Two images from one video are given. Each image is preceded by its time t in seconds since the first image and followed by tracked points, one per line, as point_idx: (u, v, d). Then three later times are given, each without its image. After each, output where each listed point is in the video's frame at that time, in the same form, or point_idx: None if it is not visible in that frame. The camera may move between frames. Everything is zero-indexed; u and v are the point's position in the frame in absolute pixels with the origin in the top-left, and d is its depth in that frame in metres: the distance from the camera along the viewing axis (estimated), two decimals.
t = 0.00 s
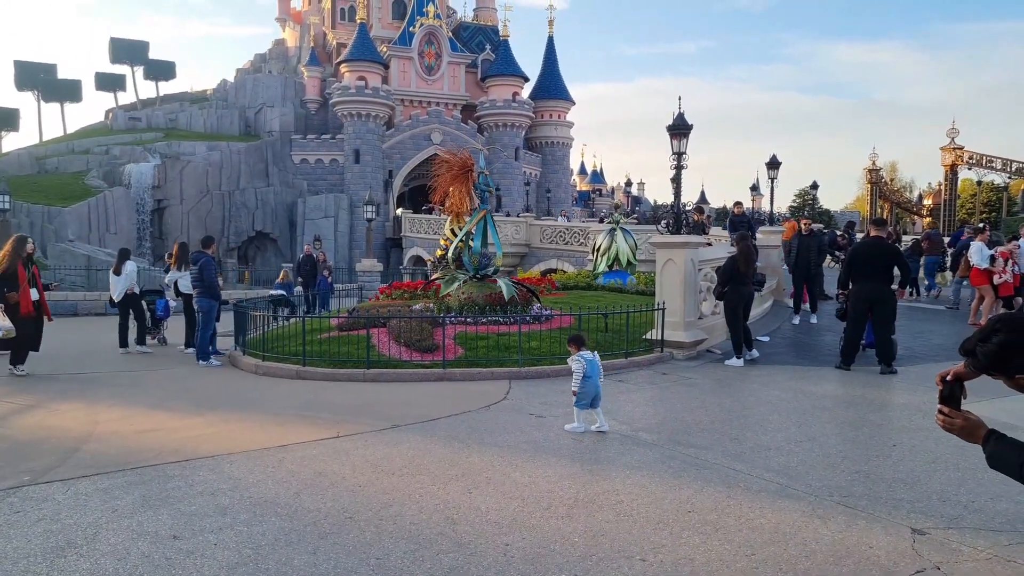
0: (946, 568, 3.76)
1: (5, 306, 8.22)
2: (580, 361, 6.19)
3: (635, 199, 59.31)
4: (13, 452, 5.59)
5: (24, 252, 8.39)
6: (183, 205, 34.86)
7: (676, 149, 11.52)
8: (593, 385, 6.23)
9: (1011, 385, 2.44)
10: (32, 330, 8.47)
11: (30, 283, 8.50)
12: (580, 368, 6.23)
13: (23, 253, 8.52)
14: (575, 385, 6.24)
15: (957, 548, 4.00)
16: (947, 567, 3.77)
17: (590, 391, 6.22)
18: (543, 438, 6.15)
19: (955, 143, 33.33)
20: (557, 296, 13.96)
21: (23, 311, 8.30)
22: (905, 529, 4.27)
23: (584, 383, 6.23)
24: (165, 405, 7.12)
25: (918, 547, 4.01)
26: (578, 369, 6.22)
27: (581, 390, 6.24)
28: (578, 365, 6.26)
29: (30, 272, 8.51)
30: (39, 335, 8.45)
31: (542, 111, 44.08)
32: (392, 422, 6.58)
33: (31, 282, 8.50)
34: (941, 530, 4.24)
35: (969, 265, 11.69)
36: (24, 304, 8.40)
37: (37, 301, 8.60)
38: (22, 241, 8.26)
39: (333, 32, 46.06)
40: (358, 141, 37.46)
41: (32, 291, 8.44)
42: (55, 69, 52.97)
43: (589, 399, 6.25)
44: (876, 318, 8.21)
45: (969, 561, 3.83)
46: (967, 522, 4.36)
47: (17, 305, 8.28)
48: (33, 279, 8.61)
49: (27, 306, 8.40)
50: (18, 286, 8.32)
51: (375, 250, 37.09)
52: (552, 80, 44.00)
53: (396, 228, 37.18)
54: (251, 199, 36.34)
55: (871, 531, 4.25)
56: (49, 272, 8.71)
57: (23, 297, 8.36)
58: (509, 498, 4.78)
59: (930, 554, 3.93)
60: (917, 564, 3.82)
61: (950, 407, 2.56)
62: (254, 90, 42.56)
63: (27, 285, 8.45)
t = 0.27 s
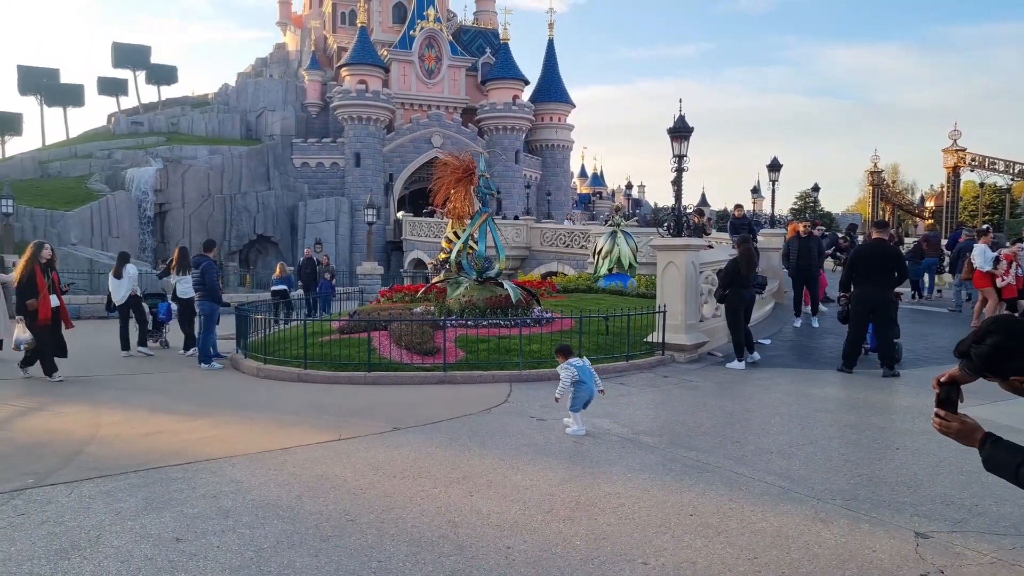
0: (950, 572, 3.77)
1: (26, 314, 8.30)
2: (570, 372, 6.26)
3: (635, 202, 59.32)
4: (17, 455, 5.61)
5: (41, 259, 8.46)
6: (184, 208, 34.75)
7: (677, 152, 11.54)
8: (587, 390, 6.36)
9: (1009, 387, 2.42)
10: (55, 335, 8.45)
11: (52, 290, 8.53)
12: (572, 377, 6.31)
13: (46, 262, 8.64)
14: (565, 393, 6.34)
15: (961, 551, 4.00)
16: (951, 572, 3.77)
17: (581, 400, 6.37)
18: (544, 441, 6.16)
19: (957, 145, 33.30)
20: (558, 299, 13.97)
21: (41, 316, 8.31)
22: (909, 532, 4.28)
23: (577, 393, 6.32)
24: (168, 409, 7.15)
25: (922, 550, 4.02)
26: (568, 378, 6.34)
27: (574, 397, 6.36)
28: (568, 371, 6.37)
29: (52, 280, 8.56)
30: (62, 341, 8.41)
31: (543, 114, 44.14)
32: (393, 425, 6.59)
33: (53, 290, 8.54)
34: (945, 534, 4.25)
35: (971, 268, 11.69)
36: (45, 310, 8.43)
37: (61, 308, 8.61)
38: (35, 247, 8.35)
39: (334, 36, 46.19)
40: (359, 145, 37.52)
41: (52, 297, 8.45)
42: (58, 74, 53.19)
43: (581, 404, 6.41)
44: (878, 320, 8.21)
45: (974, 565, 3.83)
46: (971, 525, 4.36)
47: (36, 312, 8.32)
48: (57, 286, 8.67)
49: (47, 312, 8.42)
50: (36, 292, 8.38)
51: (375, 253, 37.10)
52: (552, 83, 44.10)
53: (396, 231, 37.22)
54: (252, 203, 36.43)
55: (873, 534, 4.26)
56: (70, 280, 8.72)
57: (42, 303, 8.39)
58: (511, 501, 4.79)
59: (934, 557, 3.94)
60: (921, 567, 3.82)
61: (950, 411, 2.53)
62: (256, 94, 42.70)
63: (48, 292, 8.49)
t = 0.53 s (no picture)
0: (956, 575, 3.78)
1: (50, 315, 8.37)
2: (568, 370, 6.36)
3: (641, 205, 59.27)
4: (28, 456, 5.68)
5: (65, 260, 8.53)
6: (192, 212, 34.89)
7: (682, 155, 11.56)
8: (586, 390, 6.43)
9: (999, 390, 2.42)
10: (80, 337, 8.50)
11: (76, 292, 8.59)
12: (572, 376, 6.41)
13: (71, 262, 8.71)
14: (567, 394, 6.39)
15: (968, 556, 4.01)
16: None
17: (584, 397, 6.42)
18: (549, 444, 6.19)
19: (963, 148, 33.18)
20: (562, 301, 14.01)
21: (65, 318, 8.37)
22: (914, 536, 4.30)
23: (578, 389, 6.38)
24: (176, 410, 7.21)
25: (928, 555, 4.03)
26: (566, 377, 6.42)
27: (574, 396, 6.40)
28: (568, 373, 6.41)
29: (76, 281, 8.62)
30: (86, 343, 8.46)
31: (548, 117, 44.22)
32: (399, 427, 6.63)
33: (77, 291, 8.61)
34: (951, 538, 4.26)
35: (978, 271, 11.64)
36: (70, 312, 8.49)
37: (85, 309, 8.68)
38: (60, 248, 8.44)
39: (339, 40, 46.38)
40: (364, 148, 37.65)
41: (76, 299, 8.51)
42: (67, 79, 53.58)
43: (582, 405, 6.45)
44: (884, 323, 8.19)
45: (980, 569, 3.84)
46: (977, 530, 4.37)
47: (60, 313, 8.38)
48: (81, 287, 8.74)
49: (71, 314, 8.48)
50: (60, 294, 8.45)
51: (381, 256, 37.18)
52: (557, 87, 44.19)
53: (402, 234, 37.29)
54: (259, 206, 36.61)
55: (878, 538, 4.28)
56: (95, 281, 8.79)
57: (66, 304, 8.45)
58: (516, 503, 4.82)
59: (940, 561, 3.95)
60: (927, 571, 3.83)
61: (942, 415, 2.52)
62: (262, 98, 42.93)
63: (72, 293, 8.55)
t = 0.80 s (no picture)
0: None
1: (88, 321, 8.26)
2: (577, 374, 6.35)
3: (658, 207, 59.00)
4: (53, 457, 5.78)
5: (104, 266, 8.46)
6: (212, 216, 35.33)
7: (699, 157, 11.51)
8: (597, 395, 6.42)
9: (994, 392, 2.44)
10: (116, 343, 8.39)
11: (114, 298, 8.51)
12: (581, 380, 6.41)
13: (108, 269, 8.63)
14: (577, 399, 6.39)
15: (994, 563, 3.94)
16: None
17: (597, 401, 6.41)
18: (567, 447, 6.17)
19: (986, 148, 32.68)
20: (579, 304, 13.99)
21: (104, 324, 8.27)
22: (939, 542, 4.23)
23: (589, 393, 6.37)
24: (197, 413, 7.29)
25: (954, 561, 3.97)
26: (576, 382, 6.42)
27: (585, 401, 6.39)
28: (578, 379, 6.39)
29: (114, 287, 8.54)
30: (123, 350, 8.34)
31: (564, 120, 44.18)
32: (416, 429, 6.66)
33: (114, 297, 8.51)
34: (977, 544, 4.18)
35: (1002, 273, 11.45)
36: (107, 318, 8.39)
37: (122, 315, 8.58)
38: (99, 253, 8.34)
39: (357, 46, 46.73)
40: (381, 152, 37.85)
41: (114, 305, 8.42)
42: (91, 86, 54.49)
43: (593, 411, 6.45)
44: (905, 325, 8.07)
45: None
46: (1004, 536, 4.29)
47: (98, 319, 8.28)
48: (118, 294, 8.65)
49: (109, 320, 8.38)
50: (99, 299, 8.35)
51: (398, 259, 37.32)
52: (573, 89, 44.16)
53: (419, 237, 37.39)
54: (278, 210, 36.97)
55: (902, 543, 4.22)
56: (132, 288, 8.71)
57: (104, 310, 8.36)
58: (534, 506, 4.81)
59: (966, 567, 3.88)
60: None
61: (941, 421, 2.54)
62: (281, 103, 43.34)
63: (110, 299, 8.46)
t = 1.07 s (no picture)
0: None
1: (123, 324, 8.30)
2: (587, 374, 6.37)
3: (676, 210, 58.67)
4: (79, 460, 5.87)
5: (137, 269, 8.45)
6: (233, 221, 35.49)
7: (718, 160, 11.44)
8: (609, 397, 6.38)
9: (994, 400, 2.47)
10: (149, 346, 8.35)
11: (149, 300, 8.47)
12: (592, 381, 6.42)
13: (145, 273, 8.64)
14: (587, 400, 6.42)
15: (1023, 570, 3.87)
16: None
17: (608, 403, 6.40)
18: (586, 452, 6.16)
19: (1012, 149, 32.15)
20: (597, 308, 13.96)
21: (135, 326, 8.24)
22: (967, 549, 4.16)
23: (599, 394, 6.38)
24: (218, 416, 7.37)
25: (981, 568, 3.90)
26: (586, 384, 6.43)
27: (595, 403, 6.41)
28: (588, 380, 6.40)
29: (149, 290, 8.51)
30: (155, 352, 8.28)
31: (582, 123, 44.16)
32: (436, 433, 6.67)
33: (149, 300, 8.49)
34: (1006, 551, 4.11)
35: None
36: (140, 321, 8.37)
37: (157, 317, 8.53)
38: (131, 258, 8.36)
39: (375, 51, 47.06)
40: (400, 157, 38.07)
41: (147, 308, 8.37)
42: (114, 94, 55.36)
43: (605, 412, 6.46)
44: (930, 330, 7.96)
45: None
46: None
47: (131, 322, 8.27)
48: (155, 296, 8.61)
49: (142, 323, 8.34)
50: (132, 302, 8.35)
51: (416, 263, 37.46)
52: (590, 93, 44.12)
53: (437, 241, 37.52)
54: (297, 215, 37.32)
55: (928, 551, 4.15)
56: (168, 291, 8.63)
57: (136, 313, 8.33)
58: (553, 511, 4.80)
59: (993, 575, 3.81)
60: None
61: (943, 430, 2.57)
62: (301, 109, 43.72)
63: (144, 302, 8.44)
